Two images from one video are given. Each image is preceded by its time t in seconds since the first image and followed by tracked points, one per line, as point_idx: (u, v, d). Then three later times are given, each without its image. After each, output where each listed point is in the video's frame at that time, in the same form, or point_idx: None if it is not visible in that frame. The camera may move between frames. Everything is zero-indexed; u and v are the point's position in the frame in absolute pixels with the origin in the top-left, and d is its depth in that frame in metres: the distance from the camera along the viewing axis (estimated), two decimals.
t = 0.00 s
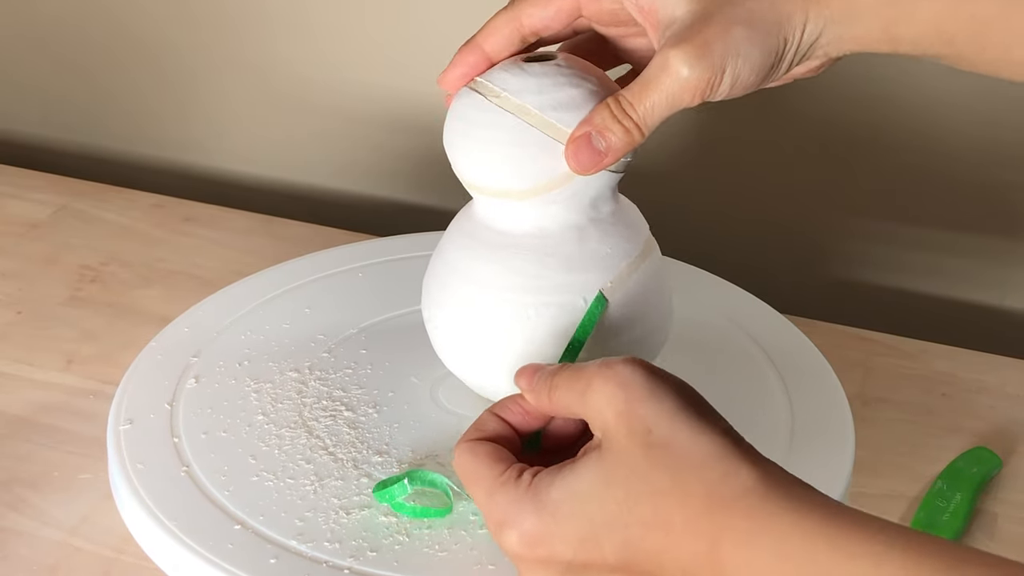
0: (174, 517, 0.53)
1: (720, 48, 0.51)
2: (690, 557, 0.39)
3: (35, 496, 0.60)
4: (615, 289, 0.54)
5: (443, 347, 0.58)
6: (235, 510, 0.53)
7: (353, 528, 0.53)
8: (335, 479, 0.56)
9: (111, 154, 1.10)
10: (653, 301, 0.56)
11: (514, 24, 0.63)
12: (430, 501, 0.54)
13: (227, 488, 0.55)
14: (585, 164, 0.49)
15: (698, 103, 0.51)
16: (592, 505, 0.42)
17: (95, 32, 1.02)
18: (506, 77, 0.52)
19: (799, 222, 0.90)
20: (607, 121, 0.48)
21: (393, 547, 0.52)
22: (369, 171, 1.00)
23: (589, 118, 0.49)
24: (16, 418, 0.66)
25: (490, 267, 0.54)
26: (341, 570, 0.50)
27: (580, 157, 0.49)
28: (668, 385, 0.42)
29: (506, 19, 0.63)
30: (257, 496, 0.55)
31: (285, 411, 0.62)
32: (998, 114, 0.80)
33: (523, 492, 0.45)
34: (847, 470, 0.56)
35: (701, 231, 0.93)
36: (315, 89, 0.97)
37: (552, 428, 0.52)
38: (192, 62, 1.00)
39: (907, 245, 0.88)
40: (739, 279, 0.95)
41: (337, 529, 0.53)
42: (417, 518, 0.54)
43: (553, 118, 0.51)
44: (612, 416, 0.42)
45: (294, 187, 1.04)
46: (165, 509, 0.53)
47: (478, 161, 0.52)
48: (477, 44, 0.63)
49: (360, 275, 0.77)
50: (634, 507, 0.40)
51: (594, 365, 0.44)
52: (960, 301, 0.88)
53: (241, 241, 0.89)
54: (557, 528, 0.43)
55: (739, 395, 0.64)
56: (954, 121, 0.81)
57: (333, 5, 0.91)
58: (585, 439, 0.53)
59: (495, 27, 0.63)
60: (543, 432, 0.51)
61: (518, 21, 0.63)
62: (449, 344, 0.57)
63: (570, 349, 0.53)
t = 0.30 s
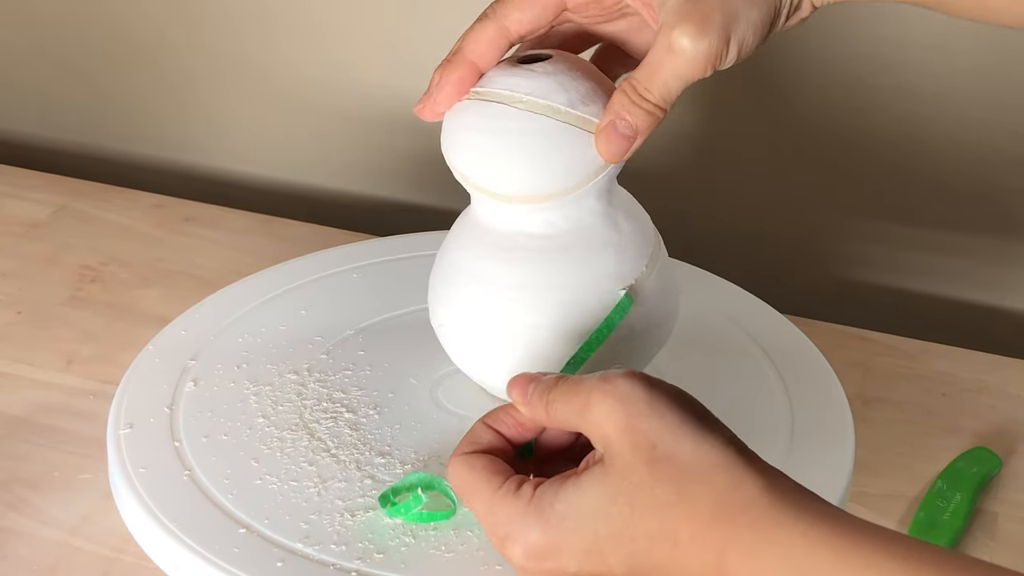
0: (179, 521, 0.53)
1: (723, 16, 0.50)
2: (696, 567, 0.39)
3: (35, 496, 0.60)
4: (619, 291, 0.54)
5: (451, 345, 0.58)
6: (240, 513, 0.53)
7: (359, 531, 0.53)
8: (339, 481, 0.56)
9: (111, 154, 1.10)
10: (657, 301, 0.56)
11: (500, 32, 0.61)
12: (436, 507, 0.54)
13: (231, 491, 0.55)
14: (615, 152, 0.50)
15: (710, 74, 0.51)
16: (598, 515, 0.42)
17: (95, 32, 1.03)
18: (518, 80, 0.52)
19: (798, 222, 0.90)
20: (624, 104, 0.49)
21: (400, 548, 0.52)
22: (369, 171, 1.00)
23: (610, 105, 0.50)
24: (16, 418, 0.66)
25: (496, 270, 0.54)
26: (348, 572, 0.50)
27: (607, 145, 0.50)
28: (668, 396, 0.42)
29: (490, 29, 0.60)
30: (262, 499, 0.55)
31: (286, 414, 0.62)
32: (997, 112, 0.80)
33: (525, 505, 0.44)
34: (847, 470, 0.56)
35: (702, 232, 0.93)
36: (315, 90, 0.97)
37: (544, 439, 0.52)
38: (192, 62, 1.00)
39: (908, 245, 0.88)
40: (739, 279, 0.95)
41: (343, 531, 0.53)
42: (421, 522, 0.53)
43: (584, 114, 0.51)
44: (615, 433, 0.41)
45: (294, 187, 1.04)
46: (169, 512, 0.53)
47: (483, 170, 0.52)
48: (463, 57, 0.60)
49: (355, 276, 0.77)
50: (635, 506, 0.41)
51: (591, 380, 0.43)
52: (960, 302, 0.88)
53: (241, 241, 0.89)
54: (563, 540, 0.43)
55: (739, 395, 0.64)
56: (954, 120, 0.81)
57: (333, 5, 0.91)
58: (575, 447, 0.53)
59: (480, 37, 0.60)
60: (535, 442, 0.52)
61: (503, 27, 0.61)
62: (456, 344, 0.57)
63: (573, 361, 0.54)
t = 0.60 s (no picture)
0: (182, 523, 0.53)
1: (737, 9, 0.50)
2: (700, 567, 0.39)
3: (34, 496, 0.60)
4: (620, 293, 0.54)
5: (455, 344, 0.58)
6: (242, 516, 0.53)
7: (362, 532, 0.53)
8: (341, 482, 0.56)
9: (111, 154, 1.10)
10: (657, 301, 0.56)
11: (506, 34, 0.59)
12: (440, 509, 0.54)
13: (233, 493, 0.55)
14: (631, 146, 0.51)
15: (720, 67, 0.51)
16: (603, 522, 0.41)
17: (95, 32, 1.02)
18: (524, 80, 0.52)
19: (798, 223, 0.90)
20: (635, 99, 0.50)
21: (403, 548, 0.52)
22: (369, 171, 1.00)
23: (621, 101, 0.51)
24: (16, 418, 0.66)
25: (498, 271, 0.54)
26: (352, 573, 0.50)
27: (621, 138, 0.50)
28: (668, 401, 0.41)
29: (496, 32, 0.59)
30: (263, 501, 0.55)
31: (286, 416, 0.62)
32: (997, 113, 0.80)
33: (527, 516, 0.44)
34: (846, 470, 0.56)
35: (701, 233, 0.93)
36: (315, 90, 0.97)
37: (537, 448, 0.52)
38: (193, 62, 1.00)
39: (908, 245, 0.88)
40: (739, 279, 0.95)
41: (346, 532, 0.53)
42: (425, 525, 0.53)
43: (598, 110, 0.51)
44: (615, 442, 0.41)
45: (294, 187, 1.04)
46: (172, 515, 0.53)
47: (488, 173, 0.52)
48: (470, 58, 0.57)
49: (354, 276, 0.77)
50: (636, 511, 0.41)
51: (588, 391, 0.43)
52: (960, 302, 0.88)
53: (241, 241, 0.89)
54: (569, 548, 0.43)
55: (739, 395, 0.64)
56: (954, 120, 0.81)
57: (333, 6, 0.91)
58: (569, 451, 0.53)
59: (485, 40, 0.58)
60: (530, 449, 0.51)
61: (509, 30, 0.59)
62: (459, 342, 0.57)
63: (568, 368, 0.54)
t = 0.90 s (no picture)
0: (187, 527, 0.53)
1: (729, 18, 0.51)
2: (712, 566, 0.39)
3: (34, 496, 0.60)
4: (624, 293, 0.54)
5: (453, 346, 0.58)
6: (246, 518, 0.53)
7: (367, 533, 0.53)
8: (344, 484, 0.56)
9: (110, 154, 1.10)
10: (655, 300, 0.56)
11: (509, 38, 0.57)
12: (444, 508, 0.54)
13: (236, 495, 0.55)
14: (624, 149, 0.50)
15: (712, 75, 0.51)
16: (616, 511, 0.42)
17: (95, 32, 1.02)
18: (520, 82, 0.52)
19: (798, 222, 0.90)
20: (626, 106, 0.50)
21: (410, 548, 0.52)
22: (369, 171, 1.00)
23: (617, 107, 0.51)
24: (16, 418, 0.66)
25: (498, 270, 0.54)
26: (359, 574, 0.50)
27: (610, 145, 0.51)
28: (701, 397, 0.41)
29: (499, 35, 0.57)
30: (266, 503, 0.55)
31: (286, 418, 0.62)
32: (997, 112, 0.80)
33: (540, 498, 0.44)
34: (846, 470, 0.56)
35: (701, 233, 0.93)
36: (315, 90, 0.97)
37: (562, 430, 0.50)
38: (193, 62, 1.00)
39: (908, 244, 0.88)
40: (739, 279, 0.95)
41: (351, 533, 0.53)
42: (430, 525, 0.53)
43: (593, 110, 0.52)
44: (642, 429, 0.41)
45: (294, 187, 1.04)
46: (177, 519, 0.53)
47: (485, 174, 0.52)
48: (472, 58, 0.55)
49: (348, 276, 0.77)
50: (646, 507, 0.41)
51: (627, 371, 0.42)
52: (959, 302, 0.88)
53: (241, 241, 0.89)
54: (580, 535, 0.43)
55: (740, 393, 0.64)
56: (953, 119, 0.81)
57: (333, 5, 0.91)
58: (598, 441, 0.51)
59: (487, 43, 0.56)
60: (550, 436, 0.51)
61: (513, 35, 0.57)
62: (457, 343, 0.57)
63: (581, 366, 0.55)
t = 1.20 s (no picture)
0: (187, 528, 0.53)
1: (713, 56, 0.51)
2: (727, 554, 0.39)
3: (34, 496, 0.60)
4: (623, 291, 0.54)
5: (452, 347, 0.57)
6: (246, 518, 0.53)
7: (366, 532, 0.53)
8: (344, 484, 0.56)
9: (110, 154, 1.10)
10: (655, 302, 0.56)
11: (495, 58, 0.54)
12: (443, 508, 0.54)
13: (235, 496, 0.55)
14: (586, 182, 0.50)
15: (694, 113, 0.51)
16: (646, 451, 0.41)
17: (95, 32, 1.02)
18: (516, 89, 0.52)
19: (798, 221, 0.90)
20: (601, 137, 0.49)
21: (410, 548, 0.52)
22: (369, 170, 1.00)
23: (584, 134, 0.50)
24: (17, 418, 0.66)
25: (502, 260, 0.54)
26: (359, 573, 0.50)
27: (578, 172, 0.50)
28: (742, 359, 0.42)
29: (485, 53, 0.54)
30: (266, 503, 0.55)
31: (286, 418, 0.62)
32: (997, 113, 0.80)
33: (566, 426, 0.43)
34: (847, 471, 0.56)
35: (701, 232, 0.93)
36: (315, 90, 0.97)
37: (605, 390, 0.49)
38: (193, 62, 1.00)
39: (909, 242, 0.88)
40: (738, 277, 0.95)
41: (351, 533, 0.53)
42: (430, 525, 0.53)
43: (590, 112, 0.51)
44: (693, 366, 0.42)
45: (294, 187, 1.04)
46: (177, 520, 0.53)
47: (482, 176, 0.52)
48: (455, 77, 0.55)
49: (349, 276, 0.77)
50: (664, 472, 0.40)
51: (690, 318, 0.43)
52: (958, 301, 0.88)
53: (241, 241, 0.89)
54: (601, 469, 0.41)
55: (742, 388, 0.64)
56: (954, 119, 0.81)
57: (333, 5, 0.91)
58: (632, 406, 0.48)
59: (473, 59, 0.54)
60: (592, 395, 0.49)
61: (500, 54, 0.55)
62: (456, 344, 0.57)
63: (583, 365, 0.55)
